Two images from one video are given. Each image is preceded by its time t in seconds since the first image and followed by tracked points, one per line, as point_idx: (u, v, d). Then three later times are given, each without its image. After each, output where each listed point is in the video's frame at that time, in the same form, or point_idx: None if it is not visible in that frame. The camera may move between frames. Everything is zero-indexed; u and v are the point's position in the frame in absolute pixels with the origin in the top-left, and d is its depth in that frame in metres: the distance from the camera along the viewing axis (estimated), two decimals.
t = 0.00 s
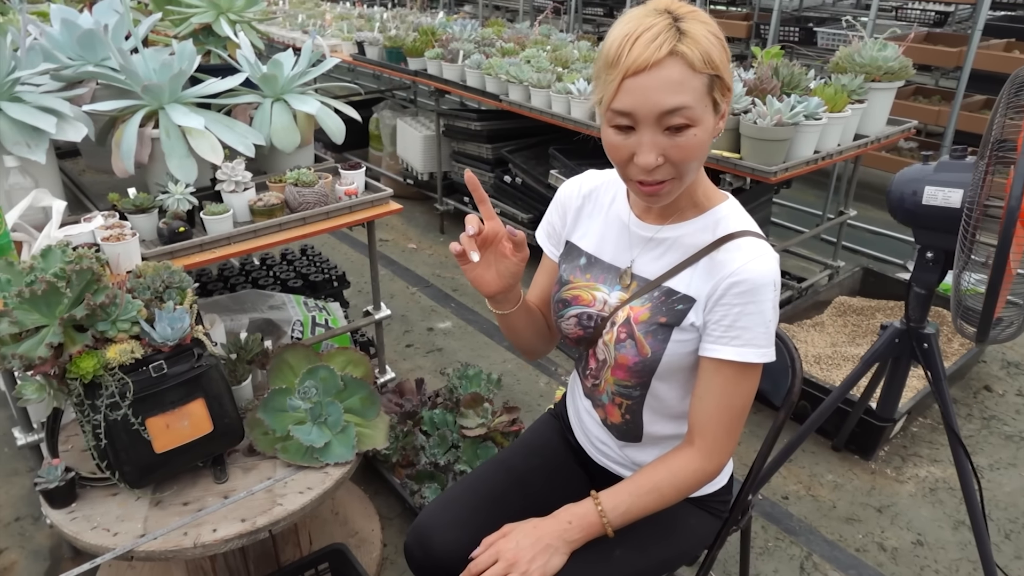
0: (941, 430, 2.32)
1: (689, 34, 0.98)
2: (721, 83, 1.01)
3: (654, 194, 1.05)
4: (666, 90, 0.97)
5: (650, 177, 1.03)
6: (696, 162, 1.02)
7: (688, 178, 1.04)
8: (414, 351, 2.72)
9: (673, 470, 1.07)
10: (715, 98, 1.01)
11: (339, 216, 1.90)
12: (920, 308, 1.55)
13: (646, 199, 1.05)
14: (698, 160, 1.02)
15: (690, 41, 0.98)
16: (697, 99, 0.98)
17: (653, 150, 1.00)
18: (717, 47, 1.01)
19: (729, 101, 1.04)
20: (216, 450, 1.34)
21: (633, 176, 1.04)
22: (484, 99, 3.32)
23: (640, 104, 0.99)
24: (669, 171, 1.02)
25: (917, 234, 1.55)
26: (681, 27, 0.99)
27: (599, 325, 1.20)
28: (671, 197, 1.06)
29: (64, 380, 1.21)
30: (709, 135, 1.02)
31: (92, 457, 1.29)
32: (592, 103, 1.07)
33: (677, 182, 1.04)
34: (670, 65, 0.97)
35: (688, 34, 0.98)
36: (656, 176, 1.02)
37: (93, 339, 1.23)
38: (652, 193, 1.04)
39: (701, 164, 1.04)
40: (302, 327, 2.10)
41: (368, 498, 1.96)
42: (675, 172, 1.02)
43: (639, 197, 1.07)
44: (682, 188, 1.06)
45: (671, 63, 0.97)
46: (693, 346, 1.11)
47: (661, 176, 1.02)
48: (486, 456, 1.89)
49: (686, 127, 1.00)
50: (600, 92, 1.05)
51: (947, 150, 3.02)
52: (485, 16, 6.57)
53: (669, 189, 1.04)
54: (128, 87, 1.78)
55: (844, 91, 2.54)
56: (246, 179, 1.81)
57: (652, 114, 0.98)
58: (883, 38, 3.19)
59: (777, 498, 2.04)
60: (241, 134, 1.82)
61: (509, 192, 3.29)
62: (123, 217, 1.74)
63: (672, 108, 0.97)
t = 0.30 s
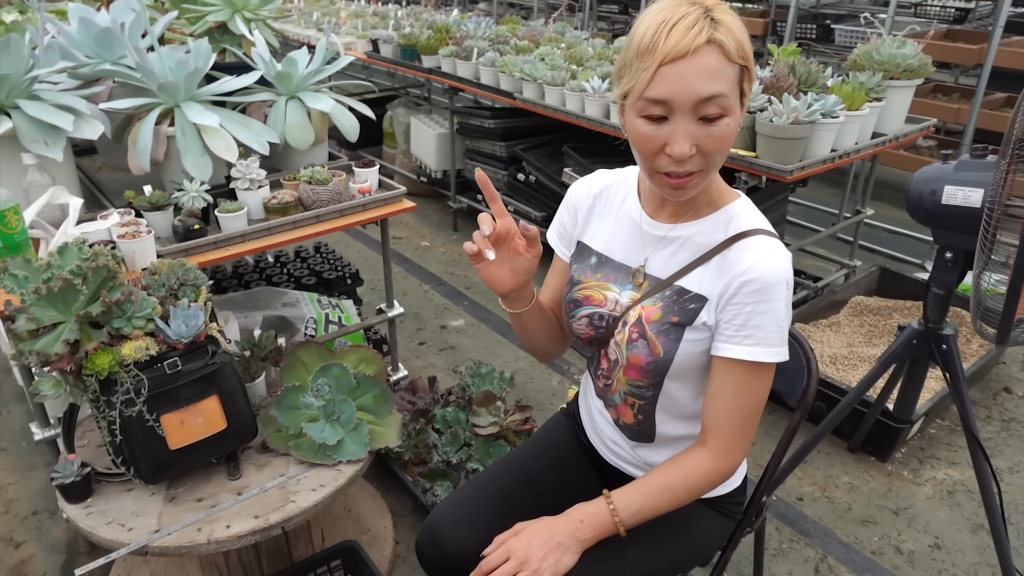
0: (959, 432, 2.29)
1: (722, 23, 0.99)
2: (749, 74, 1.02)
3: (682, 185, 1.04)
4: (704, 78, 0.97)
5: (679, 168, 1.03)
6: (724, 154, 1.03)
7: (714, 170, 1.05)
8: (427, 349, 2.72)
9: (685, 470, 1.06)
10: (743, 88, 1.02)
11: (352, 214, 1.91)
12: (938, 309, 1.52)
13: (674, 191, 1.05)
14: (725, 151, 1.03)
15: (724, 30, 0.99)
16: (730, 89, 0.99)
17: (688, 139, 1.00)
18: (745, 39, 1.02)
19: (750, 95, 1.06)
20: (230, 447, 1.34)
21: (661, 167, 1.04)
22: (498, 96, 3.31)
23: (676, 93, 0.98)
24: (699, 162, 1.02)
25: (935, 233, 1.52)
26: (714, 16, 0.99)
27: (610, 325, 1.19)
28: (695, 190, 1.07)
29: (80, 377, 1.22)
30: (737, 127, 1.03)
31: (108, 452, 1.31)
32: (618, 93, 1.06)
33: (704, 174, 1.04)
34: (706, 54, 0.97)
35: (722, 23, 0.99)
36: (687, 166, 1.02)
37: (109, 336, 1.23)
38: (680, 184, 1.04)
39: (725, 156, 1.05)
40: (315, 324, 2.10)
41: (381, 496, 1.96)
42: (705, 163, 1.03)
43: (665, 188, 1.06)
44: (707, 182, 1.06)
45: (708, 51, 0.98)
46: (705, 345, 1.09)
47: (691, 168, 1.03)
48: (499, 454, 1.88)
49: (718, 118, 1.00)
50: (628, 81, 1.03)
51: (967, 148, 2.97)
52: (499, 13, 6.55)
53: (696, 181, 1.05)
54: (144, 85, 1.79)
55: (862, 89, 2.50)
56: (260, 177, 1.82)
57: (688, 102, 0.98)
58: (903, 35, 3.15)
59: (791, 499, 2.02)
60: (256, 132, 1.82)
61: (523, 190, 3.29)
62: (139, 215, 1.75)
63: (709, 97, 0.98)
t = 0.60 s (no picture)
0: (975, 431, 2.26)
1: (732, 17, 0.98)
2: (760, 67, 1.01)
3: (698, 180, 1.03)
4: (715, 71, 0.97)
5: (695, 162, 1.02)
6: (738, 147, 1.02)
7: (729, 164, 1.04)
8: (439, 346, 2.72)
9: (700, 466, 1.05)
10: (755, 81, 1.02)
11: (365, 212, 1.91)
12: (954, 308, 1.51)
13: (690, 186, 1.04)
14: (740, 145, 1.02)
15: (735, 24, 0.98)
16: (742, 82, 0.98)
17: (702, 134, 0.99)
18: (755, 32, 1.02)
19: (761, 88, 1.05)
20: (244, 444, 1.35)
21: (677, 162, 1.03)
22: (510, 94, 3.31)
23: (689, 88, 0.97)
24: (714, 156, 1.01)
25: (952, 231, 1.50)
26: (723, 10, 0.99)
27: (624, 319, 1.19)
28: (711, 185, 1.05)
29: (96, 374, 1.23)
30: (751, 120, 1.02)
31: (124, 449, 1.32)
32: (629, 91, 1.05)
33: (719, 168, 1.03)
34: (717, 49, 0.97)
35: (732, 17, 0.98)
36: (702, 160, 1.01)
37: (125, 334, 1.24)
38: (696, 180, 1.03)
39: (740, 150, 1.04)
40: (328, 322, 2.11)
41: (393, 492, 1.97)
42: (719, 157, 1.01)
43: (681, 184, 1.05)
44: (722, 176, 1.05)
45: (718, 45, 0.97)
46: (720, 339, 1.08)
47: (706, 162, 1.02)
48: (511, 452, 1.88)
49: (731, 112, 1.00)
50: (640, 79, 1.03)
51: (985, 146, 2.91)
52: (511, 12, 6.54)
53: (711, 175, 1.04)
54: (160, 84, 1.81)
55: (877, 85, 2.45)
56: (275, 175, 1.82)
57: (701, 96, 0.97)
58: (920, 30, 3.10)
59: (805, 499, 2.00)
60: (270, 131, 1.83)
61: (536, 188, 3.28)
62: (155, 213, 1.76)
63: (722, 90, 0.97)
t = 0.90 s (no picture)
0: (986, 432, 2.24)
1: (743, 15, 0.99)
2: (772, 64, 1.02)
3: (710, 175, 1.04)
4: (727, 69, 0.97)
5: (706, 158, 1.02)
6: (750, 143, 1.03)
7: (740, 160, 1.05)
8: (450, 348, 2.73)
9: (689, 425, 1.00)
10: (767, 78, 1.02)
11: (376, 214, 1.92)
12: (966, 308, 1.49)
13: (701, 181, 1.05)
14: (751, 141, 1.03)
15: (746, 21, 0.98)
16: (754, 79, 0.99)
17: (714, 129, 0.99)
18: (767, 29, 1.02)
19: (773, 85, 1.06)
20: (257, 445, 1.36)
21: (689, 157, 1.04)
22: (519, 96, 3.31)
23: (702, 84, 0.98)
24: (725, 152, 1.02)
25: (963, 231, 1.49)
26: (735, 8, 0.99)
27: (634, 314, 1.19)
28: (722, 180, 1.06)
29: (113, 376, 1.25)
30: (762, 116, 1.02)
31: (140, 449, 1.34)
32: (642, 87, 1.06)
33: (731, 163, 1.04)
34: (729, 46, 0.97)
35: (744, 15, 0.98)
36: (714, 155, 1.02)
37: (141, 336, 1.26)
38: (708, 174, 1.04)
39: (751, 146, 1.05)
40: (339, 323, 2.12)
41: (405, 493, 1.98)
42: (731, 153, 1.02)
43: (692, 179, 1.06)
44: (733, 171, 1.06)
45: (730, 43, 0.97)
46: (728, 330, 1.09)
47: (718, 157, 1.02)
48: (522, 453, 1.88)
49: (743, 108, 1.00)
50: (653, 75, 1.04)
51: (995, 145, 2.89)
52: (519, 14, 6.55)
53: (723, 170, 1.04)
54: (172, 88, 1.81)
55: (887, 85, 2.46)
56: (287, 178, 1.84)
57: (713, 93, 0.98)
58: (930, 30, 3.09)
59: (816, 499, 1.99)
60: (282, 134, 1.85)
61: (545, 189, 3.28)
62: (168, 216, 1.79)
63: (734, 87, 0.98)
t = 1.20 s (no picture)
0: (992, 434, 2.23)
1: (745, 15, 0.98)
2: (774, 64, 1.01)
3: (713, 174, 1.04)
4: (727, 69, 0.97)
5: (709, 158, 1.02)
6: (753, 142, 1.03)
7: (744, 159, 1.05)
8: (454, 349, 2.73)
9: (697, 412, 0.99)
10: (769, 78, 1.01)
11: (382, 216, 1.92)
12: (972, 309, 1.50)
13: (705, 180, 1.04)
14: (754, 140, 1.02)
15: (748, 21, 0.98)
16: (755, 78, 0.98)
17: (716, 129, 0.99)
18: (769, 28, 1.01)
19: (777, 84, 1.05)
20: (264, 446, 1.36)
21: (692, 157, 1.04)
22: (524, 98, 3.32)
23: (702, 84, 0.98)
24: (728, 152, 1.02)
25: (969, 232, 1.49)
26: (737, 8, 0.99)
27: (641, 313, 1.20)
28: (725, 179, 1.06)
29: (120, 377, 1.25)
30: (765, 116, 1.02)
31: (147, 450, 1.34)
32: (645, 88, 1.06)
33: (734, 163, 1.04)
34: (730, 46, 0.97)
35: (745, 15, 0.98)
36: (716, 155, 1.02)
37: (148, 337, 1.26)
38: (711, 173, 1.04)
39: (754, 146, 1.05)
40: (345, 325, 2.12)
41: (410, 495, 1.97)
42: (733, 152, 1.02)
43: (696, 178, 1.06)
44: (737, 171, 1.05)
45: (731, 43, 0.97)
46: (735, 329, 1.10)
47: (720, 157, 1.02)
48: (527, 455, 1.88)
49: (745, 108, 1.00)
50: (656, 76, 1.04)
51: (999, 147, 2.89)
52: (522, 16, 6.55)
53: (726, 169, 1.04)
54: (179, 90, 1.82)
55: (890, 86, 2.45)
56: (292, 180, 1.85)
57: (714, 93, 0.98)
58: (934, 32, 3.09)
59: (821, 501, 1.99)
60: (287, 136, 1.85)
61: (549, 191, 3.28)
62: (174, 218, 1.79)
63: (735, 87, 0.97)
